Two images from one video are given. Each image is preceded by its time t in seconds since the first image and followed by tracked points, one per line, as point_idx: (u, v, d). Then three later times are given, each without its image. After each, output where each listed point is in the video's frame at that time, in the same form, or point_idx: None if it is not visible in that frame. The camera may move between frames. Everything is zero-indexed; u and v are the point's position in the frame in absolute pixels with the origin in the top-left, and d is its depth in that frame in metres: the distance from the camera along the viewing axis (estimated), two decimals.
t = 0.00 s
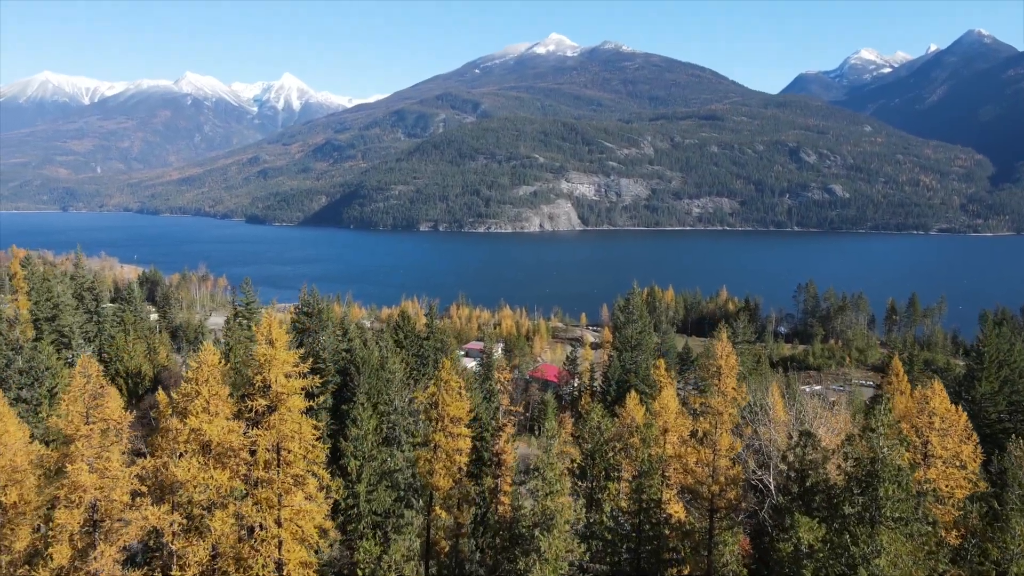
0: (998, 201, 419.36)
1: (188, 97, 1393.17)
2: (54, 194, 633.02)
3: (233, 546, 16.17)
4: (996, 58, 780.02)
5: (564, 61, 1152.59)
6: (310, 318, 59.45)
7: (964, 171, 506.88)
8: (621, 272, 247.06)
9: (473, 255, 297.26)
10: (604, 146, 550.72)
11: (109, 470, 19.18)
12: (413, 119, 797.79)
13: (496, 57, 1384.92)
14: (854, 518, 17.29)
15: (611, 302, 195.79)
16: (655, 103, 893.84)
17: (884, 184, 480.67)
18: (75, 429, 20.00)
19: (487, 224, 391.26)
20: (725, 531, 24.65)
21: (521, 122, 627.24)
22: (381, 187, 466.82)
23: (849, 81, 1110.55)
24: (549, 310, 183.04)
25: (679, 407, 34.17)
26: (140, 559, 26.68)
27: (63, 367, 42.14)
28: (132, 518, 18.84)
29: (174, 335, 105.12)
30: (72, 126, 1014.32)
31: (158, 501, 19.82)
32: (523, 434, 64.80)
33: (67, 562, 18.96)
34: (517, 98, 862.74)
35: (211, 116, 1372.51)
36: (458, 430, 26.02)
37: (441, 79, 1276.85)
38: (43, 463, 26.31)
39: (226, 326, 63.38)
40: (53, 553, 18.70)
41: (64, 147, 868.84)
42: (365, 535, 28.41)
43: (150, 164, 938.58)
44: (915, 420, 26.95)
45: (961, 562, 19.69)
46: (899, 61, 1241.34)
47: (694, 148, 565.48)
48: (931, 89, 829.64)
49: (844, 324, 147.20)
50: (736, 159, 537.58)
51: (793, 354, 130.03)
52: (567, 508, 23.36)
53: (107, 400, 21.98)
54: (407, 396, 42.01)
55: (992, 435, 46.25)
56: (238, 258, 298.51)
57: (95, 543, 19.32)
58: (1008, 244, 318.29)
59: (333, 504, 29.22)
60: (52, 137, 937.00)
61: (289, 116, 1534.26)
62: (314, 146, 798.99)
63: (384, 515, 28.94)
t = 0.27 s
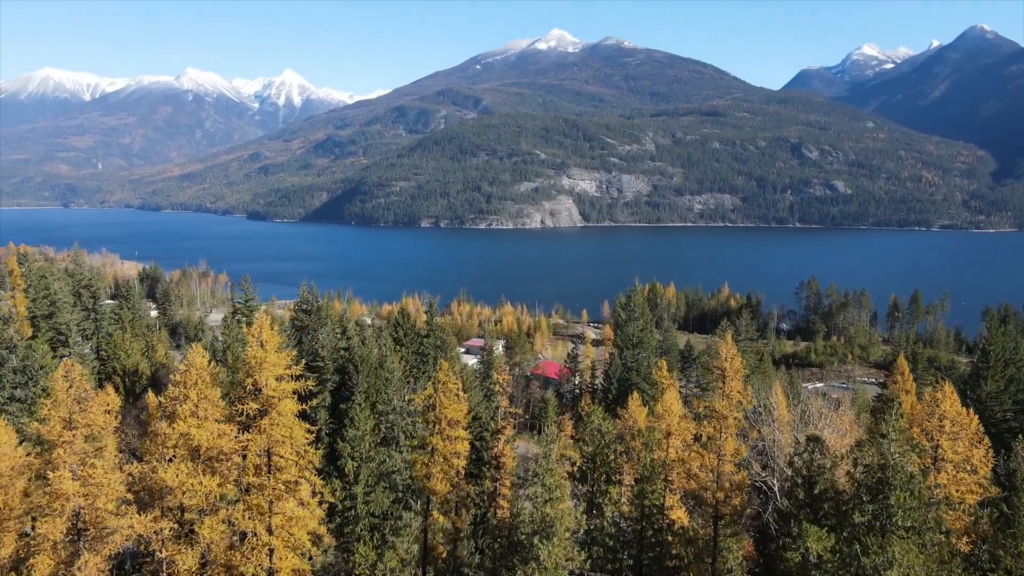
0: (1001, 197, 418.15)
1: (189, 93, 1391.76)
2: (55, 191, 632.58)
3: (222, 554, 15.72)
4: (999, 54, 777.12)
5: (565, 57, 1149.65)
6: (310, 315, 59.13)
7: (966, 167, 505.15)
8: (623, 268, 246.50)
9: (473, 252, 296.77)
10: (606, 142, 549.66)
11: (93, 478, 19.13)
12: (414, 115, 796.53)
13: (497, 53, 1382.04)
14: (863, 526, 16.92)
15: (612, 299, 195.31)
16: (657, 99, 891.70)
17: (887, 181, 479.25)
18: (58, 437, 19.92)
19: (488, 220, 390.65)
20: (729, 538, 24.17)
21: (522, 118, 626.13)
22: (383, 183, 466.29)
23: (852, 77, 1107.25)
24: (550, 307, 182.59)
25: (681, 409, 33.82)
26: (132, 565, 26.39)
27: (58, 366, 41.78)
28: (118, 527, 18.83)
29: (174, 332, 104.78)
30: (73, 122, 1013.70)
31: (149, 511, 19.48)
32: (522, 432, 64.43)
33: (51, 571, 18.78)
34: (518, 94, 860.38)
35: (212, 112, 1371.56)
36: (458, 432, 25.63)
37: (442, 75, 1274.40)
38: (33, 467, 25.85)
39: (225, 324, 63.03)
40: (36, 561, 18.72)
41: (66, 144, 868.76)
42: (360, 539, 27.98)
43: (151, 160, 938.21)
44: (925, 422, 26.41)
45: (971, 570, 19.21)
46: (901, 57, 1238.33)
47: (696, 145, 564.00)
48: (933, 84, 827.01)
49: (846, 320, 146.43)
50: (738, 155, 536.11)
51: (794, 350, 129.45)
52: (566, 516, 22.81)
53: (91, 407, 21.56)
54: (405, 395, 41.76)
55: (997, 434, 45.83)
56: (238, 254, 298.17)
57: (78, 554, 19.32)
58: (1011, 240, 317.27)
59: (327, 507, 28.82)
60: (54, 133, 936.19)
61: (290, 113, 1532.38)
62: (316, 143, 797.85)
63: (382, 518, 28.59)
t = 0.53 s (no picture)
0: (1003, 193, 416.94)
1: (189, 90, 1389.01)
2: (56, 187, 631.72)
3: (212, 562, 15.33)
4: (1002, 50, 774.44)
5: (566, 53, 1146.41)
6: (309, 313, 58.68)
7: (968, 163, 503.55)
8: (624, 265, 245.74)
9: (474, 248, 296.19)
10: (607, 138, 548.36)
11: (77, 485, 18.93)
12: (415, 112, 795.08)
13: (498, 49, 1379.04)
14: (874, 535, 16.77)
15: (613, 295, 194.75)
16: (658, 95, 889.25)
17: (888, 177, 477.85)
18: (38, 444, 19.49)
19: (489, 216, 389.93)
20: (733, 548, 23.67)
21: (523, 114, 624.70)
22: (383, 179, 465.61)
23: (853, 72, 1103.76)
24: (551, 303, 181.98)
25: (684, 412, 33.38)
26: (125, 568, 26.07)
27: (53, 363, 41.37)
28: (103, 535, 18.62)
29: (173, 328, 104.33)
30: (74, 119, 1012.59)
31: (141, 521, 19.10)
32: (523, 430, 64.19)
33: None
34: (519, 90, 858.65)
35: (213, 108, 1368.87)
36: (455, 436, 25.15)
37: (443, 71, 1272.47)
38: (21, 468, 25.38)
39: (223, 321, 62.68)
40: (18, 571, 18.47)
41: (66, 140, 868.15)
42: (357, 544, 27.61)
43: (151, 157, 937.04)
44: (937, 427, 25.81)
45: None
46: (902, 54, 1235.33)
47: (697, 140, 562.57)
48: (935, 80, 824.59)
49: (848, 317, 145.69)
50: (739, 151, 534.70)
51: (796, 347, 128.86)
52: (565, 524, 22.35)
53: (73, 414, 21.05)
54: (404, 394, 41.41)
55: (1003, 434, 45.10)
56: (239, 251, 297.78)
57: (61, 562, 19.10)
58: (1013, 236, 316.28)
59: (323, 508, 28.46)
60: (54, 130, 934.85)
61: (291, 109, 1531.04)
62: (316, 139, 796.42)
63: (379, 520, 28.20)
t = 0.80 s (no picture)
0: (1005, 189, 416.00)
1: (189, 85, 1387.77)
2: (56, 182, 630.98)
3: (200, 572, 14.85)
4: (1004, 45, 772.20)
5: (567, 49, 1143.82)
6: (307, 310, 58.25)
7: (970, 158, 502.14)
8: (625, 261, 245.03)
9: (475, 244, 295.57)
10: (608, 134, 547.09)
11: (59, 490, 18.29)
12: (416, 108, 793.85)
13: (498, 45, 1376.78)
14: (882, 543, 16.37)
15: (614, 291, 194.21)
16: (659, 91, 887.34)
17: (889, 173, 476.78)
18: (18, 446, 18.91)
19: (490, 212, 389.38)
20: (738, 553, 23.08)
21: (524, 110, 623.51)
22: (384, 175, 464.95)
23: (854, 68, 1101.18)
24: (552, 300, 181.52)
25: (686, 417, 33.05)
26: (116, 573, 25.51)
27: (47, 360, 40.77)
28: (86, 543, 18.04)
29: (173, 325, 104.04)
30: (74, 115, 1011.86)
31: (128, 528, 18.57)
32: (524, 429, 63.79)
33: None
34: (519, 86, 856.95)
35: (213, 103, 1367.32)
36: (453, 439, 24.91)
37: (443, 67, 1270.63)
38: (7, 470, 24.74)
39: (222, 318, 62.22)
40: None
41: (67, 136, 867.15)
42: (353, 548, 27.18)
43: (152, 153, 936.01)
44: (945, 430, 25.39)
45: None
46: (903, 49, 1231.97)
47: (698, 136, 561.36)
48: (937, 76, 822.00)
49: (850, 313, 145.07)
50: (740, 147, 533.44)
51: (798, 344, 128.43)
52: (566, 530, 21.87)
53: (56, 416, 20.53)
54: (402, 394, 41.09)
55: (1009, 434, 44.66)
56: (240, 246, 297.45)
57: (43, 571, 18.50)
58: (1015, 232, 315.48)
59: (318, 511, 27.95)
60: (55, 126, 933.70)
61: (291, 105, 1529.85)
62: (317, 135, 795.09)
63: (376, 522, 27.76)
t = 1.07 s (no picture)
0: (1006, 184, 414.78)
1: (189, 81, 1385.32)
2: (57, 177, 630.37)
3: None
4: (1006, 40, 769.38)
5: (568, 44, 1140.47)
6: (305, 307, 57.65)
7: (971, 153, 500.44)
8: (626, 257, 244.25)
9: (475, 240, 294.71)
10: (609, 129, 545.40)
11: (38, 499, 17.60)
12: (416, 103, 791.88)
13: (499, 40, 1373.22)
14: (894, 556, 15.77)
15: (614, 287, 193.62)
16: (660, 86, 884.82)
17: (891, 167, 475.43)
18: None
19: (491, 208, 388.61)
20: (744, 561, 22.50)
21: (525, 105, 621.74)
22: (384, 170, 463.94)
23: (856, 63, 1098.32)
24: (552, 296, 180.95)
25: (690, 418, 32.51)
26: None
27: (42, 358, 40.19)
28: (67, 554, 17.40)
29: (172, 320, 103.63)
30: (74, 110, 1010.87)
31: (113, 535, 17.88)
32: (524, 427, 63.32)
33: None
34: (520, 81, 854.46)
35: (213, 98, 1364.70)
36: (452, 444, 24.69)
37: (444, 62, 1267.81)
38: None
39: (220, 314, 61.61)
40: None
41: (67, 131, 866.23)
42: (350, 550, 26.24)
43: (152, 148, 934.94)
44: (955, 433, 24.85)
45: None
46: (905, 44, 1228.28)
47: (699, 131, 559.99)
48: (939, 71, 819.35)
49: (852, 309, 144.21)
50: (741, 142, 531.93)
51: (799, 340, 127.82)
52: (565, 539, 21.49)
53: (38, 420, 19.76)
54: (399, 391, 40.62)
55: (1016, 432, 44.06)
56: (241, 242, 297.06)
57: None
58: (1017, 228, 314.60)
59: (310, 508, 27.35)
60: (56, 120, 932.56)
61: (292, 100, 1527.93)
62: (317, 130, 793.38)
63: (371, 524, 26.91)
